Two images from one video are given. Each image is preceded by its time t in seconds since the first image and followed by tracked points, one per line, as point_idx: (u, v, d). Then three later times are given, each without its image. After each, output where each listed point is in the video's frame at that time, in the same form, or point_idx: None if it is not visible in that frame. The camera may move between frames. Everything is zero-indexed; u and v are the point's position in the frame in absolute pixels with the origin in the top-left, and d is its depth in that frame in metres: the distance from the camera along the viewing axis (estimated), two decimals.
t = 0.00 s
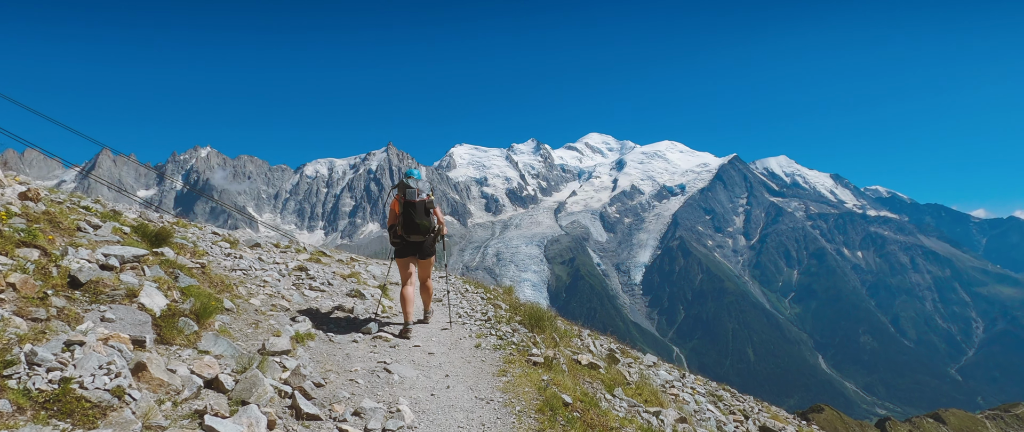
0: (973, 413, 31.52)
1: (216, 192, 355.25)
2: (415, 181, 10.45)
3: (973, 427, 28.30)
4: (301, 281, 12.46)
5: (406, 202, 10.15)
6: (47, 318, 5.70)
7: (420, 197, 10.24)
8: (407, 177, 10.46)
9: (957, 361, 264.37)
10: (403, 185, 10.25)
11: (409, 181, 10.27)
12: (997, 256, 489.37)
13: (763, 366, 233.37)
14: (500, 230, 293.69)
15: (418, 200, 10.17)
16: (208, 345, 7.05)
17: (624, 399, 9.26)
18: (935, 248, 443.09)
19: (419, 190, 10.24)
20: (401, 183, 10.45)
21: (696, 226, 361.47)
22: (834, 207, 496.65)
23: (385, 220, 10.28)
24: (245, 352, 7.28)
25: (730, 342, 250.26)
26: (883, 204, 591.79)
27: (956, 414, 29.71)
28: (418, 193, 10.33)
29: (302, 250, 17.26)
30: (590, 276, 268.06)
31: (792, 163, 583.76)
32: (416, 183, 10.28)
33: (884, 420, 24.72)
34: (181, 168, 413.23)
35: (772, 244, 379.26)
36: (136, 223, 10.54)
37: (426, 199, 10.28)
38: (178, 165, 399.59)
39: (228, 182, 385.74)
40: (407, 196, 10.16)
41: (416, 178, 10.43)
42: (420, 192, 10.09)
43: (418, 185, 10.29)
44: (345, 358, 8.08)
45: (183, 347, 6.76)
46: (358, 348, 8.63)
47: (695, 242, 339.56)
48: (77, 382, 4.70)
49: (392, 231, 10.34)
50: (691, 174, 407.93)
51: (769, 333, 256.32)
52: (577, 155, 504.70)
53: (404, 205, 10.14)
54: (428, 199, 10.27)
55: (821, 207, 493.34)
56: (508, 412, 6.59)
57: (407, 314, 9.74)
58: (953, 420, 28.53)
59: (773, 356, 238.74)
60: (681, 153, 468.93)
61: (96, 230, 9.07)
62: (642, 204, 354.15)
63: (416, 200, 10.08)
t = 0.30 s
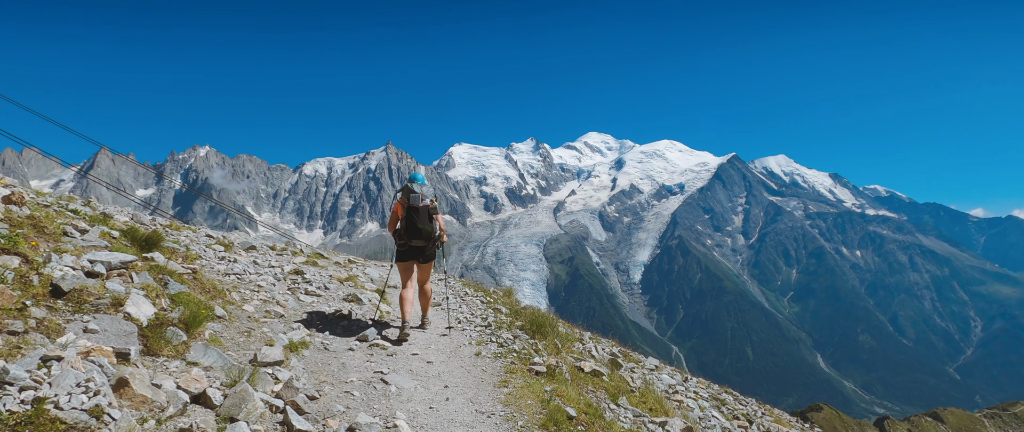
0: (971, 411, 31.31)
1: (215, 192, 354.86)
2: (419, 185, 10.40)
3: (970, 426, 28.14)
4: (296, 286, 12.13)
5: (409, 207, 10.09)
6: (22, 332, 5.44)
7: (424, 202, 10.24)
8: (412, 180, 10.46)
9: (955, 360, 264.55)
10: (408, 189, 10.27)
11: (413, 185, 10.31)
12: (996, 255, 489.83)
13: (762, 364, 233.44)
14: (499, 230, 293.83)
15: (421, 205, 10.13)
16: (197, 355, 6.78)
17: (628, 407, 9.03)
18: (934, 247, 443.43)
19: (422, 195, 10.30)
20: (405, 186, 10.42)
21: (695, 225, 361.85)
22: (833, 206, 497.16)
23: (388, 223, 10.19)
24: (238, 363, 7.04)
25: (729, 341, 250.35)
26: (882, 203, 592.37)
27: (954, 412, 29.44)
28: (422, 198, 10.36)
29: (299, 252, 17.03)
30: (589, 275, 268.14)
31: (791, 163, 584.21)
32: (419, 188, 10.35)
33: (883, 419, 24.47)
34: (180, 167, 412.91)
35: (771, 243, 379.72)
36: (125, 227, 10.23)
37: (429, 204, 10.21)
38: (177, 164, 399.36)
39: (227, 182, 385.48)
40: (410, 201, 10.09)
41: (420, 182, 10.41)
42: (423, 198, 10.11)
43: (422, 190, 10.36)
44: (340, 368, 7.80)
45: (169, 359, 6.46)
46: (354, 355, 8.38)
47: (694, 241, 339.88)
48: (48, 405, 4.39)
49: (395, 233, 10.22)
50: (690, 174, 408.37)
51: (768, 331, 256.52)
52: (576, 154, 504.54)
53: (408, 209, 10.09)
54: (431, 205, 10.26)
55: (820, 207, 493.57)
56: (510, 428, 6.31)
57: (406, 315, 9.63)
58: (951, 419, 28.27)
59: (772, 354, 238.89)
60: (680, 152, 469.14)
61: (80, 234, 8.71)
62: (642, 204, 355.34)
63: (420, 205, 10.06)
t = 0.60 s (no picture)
0: (970, 411, 31.14)
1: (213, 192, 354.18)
2: (423, 185, 10.24)
3: (970, 426, 27.87)
4: (291, 291, 11.80)
5: (412, 207, 9.99)
6: None
7: (428, 203, 10.10)
8: (414, 181, 10.36)
9: (954, 360, 264.41)
10: (411, 190, 10.13)
11: (417, 185, 10.16)
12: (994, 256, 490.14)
13: (761, 364, 233.21)
14: (498, 230, 293.53)
15: (424, 206, 9.98)
16: (185, 365, 6.47)
17: (631, 417, 8.75)
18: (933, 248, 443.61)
19: (426, 195, 10.14)
20: (407, 186, 10.26)
21: (694, 225, 362.05)
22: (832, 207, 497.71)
23: (389, 222, 10.01)
24: (229, 373, 6.75)
25: (728, 341, 250.18)
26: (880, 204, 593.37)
27: (953, 412, 29.22)
28: (425, 199, 10.21)
29: (296, 254, 16.76)
30: (589, 275, 267.91)
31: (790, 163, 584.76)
32: (423, 188, 10.17)
33: (881, 420, 24.23)
34: (178, 167, 412.36)
35: (770, 243, 379.96)
36: (117, 230, 10.03)
37: (432, 207, 10.10)
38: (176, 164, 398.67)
39: (226, 182, 384.94)
40: (414, 201, 9.95)
41: (424, 182, 10.25)
42: (427, 198, 9.96)
43: (426, 190, 10.18)
44: (336, 377, 7.50)
45: (156, 370, 6.18)
46: (351, 363, 8.11)
47: (693, 241, 340.03)
48: (20, 423, 4.12)
49: (397, 233, 10.08)
50: (689, 174, 408.69)
51: (767, 332, 256.49)
52: (576, 155, 504.54)
53: (411, 209, 9.95)
54: (436, 206, 10.11)
55: (818, 207, 494.00)
56: None
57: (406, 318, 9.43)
58: (950, 419, 28.04)
59: (771, 354, 238.69)
60: (679, 152, 469.39)
61: (68, 238, 8.44)
62: (641, 204, 355.74)
63: (423, 206, 9.92)
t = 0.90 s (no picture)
0: (967, 410, 30.94)
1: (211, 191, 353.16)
2: (425, 181, 9.96)
3: (967, 425, 27.63)
4: (286, 292, 11.50)
5: (414, 204, 9.70)
6: None
7: (429, 201, 9.81)
8: (415, 178, 10.05)
9: (951, 360, 264.67)
10: (412, 187, 9.83)
11: (418, 181, 9.85)
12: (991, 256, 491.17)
13: (759, 364, 233.36)
14: (496, 230, 293.28)
15: (426, 205, 9.70)
16: (172, 369, 6.19)
17: (635, 422, 8.47)
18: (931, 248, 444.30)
19: (428, 194, 9.84)
20: (409, 182, 9.99)
21: (692, 225, 362.53)
22: (830, 207, 498.41)
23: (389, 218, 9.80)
24: (218, 378, 6.45)
25: (726, 341, 250.27)
26: (878, 204, 594.85)
27: (950, 412, 29.00)
28: (427, 196, 9.89)
29: (292, 253, 16.42)
30: (587, 275, 267.98)
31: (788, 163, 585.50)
32: (425, 185, 9.88)
33: (879, 419, 23.99)
34: (176, 167, 411.41)
35: (768, 243, 380.40)
36: (105, 229, 9.72)
37: (434, 205, 9.81)
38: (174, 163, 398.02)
39: (224, 182, 384.14)
40: (416, 197, 9.67)
41: (425, 180, 9.95)
42: (429, 195, 9.66)
43: (428, 187, 9.88)
44: (331, 382, 7.22)
45: (140, 376, 5.92)
46: (345, 368, 7.81)
47: (691, 241, 340.40)
48: None
49: (396, 229, 9.84)
50: (688, 174, 409.21)
51: (766, 332, 256.62)
52: (574, 155, 504.46)
53: (412, 207, 9.71)
54: (438, 204, 9.85)
55: (816, 207, 494.88)
56: None
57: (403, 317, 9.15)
58: (947, 419, 27.81)
59: (770, 355, 238.68)
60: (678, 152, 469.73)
61: (53, 237, 8.15)
62: (639, 204, 356.41)
63: (425, 203, 9.63)
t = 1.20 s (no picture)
0: (968, 409, 30.68)
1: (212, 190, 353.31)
2: (427, 181, 9.69)
3: (969, 425, 27.31)
4: (284, 291, 11.20)
5: (416, 203, 9.46)
6: None
7: (431, 201, 9.53)
8: (417, 176, 9.79)
9: (953, 359, 263.69)
10: (414, 186, 9.57)
11: (421, 181, 9.60)
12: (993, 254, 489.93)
13: (759, 364, 232.44)
14: (497, 229, 293.39)
15: (429, 204, 9.45)
16: (162, 375, 5.91)
17: (644, 428, 8.17)
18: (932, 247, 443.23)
19: (430, 193, 9.54)
20: (410, 181, 9.74)
21: (694, 224, 361.79)
22: (831, 205, 497.44)
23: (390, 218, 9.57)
24: (210, 381, 6.18)
25: (727, 340, 249.67)
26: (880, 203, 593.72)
27: (951, 411, 28.68)
28: (430, 196, 9.62)
29: (291, 253, 16.16)
30: (588, 274, 267.43)
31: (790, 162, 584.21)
32: (427, 185, 9.61)
33: (880, 418, 23.69)
34: (178, 166, 411.88)
35: (769, 242, 379.77)
36: (97, 229, 9.43)
37: (435, 203, 9.53)
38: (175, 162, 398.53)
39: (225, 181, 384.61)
40: (418, 198, 9.41)
41: (427, 179, 9.72)
42: (431, 195, 9.40)
43: (430, 187, 9.60)
44: (328, 387, 6.90)
45: (129, 381, 5.65)
46: (344, 370, 7.52)
47: (692, 240, 339.84)
48: None
49: (398, 229, 9.58)
50: (689, 173, 408.70)
51: (767, 331, 256.05)
52: (575, 154, 504.06)
53: (413, 206, 9.46)
54: (439, 204, 9.56)
55: (818, 206, 494.02)
56: None
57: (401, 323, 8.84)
58: (948, 418, 27.51)
59: (771, 354, 237.95)
60: (679, 151, 468.98)
61: (38, 236, 7.85)
62: (640, 203, 356.28)
63: (426, 203, 9.38)
